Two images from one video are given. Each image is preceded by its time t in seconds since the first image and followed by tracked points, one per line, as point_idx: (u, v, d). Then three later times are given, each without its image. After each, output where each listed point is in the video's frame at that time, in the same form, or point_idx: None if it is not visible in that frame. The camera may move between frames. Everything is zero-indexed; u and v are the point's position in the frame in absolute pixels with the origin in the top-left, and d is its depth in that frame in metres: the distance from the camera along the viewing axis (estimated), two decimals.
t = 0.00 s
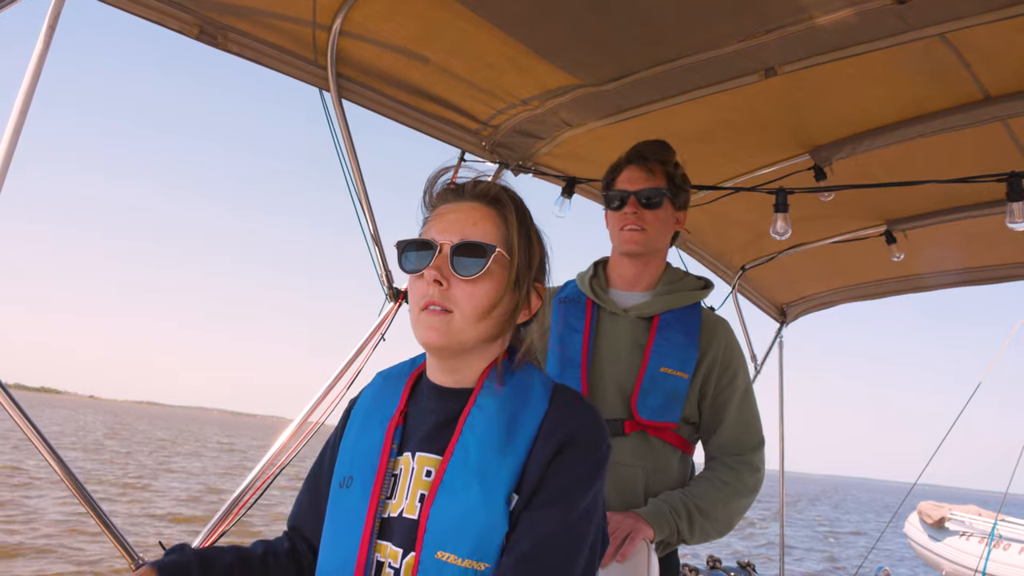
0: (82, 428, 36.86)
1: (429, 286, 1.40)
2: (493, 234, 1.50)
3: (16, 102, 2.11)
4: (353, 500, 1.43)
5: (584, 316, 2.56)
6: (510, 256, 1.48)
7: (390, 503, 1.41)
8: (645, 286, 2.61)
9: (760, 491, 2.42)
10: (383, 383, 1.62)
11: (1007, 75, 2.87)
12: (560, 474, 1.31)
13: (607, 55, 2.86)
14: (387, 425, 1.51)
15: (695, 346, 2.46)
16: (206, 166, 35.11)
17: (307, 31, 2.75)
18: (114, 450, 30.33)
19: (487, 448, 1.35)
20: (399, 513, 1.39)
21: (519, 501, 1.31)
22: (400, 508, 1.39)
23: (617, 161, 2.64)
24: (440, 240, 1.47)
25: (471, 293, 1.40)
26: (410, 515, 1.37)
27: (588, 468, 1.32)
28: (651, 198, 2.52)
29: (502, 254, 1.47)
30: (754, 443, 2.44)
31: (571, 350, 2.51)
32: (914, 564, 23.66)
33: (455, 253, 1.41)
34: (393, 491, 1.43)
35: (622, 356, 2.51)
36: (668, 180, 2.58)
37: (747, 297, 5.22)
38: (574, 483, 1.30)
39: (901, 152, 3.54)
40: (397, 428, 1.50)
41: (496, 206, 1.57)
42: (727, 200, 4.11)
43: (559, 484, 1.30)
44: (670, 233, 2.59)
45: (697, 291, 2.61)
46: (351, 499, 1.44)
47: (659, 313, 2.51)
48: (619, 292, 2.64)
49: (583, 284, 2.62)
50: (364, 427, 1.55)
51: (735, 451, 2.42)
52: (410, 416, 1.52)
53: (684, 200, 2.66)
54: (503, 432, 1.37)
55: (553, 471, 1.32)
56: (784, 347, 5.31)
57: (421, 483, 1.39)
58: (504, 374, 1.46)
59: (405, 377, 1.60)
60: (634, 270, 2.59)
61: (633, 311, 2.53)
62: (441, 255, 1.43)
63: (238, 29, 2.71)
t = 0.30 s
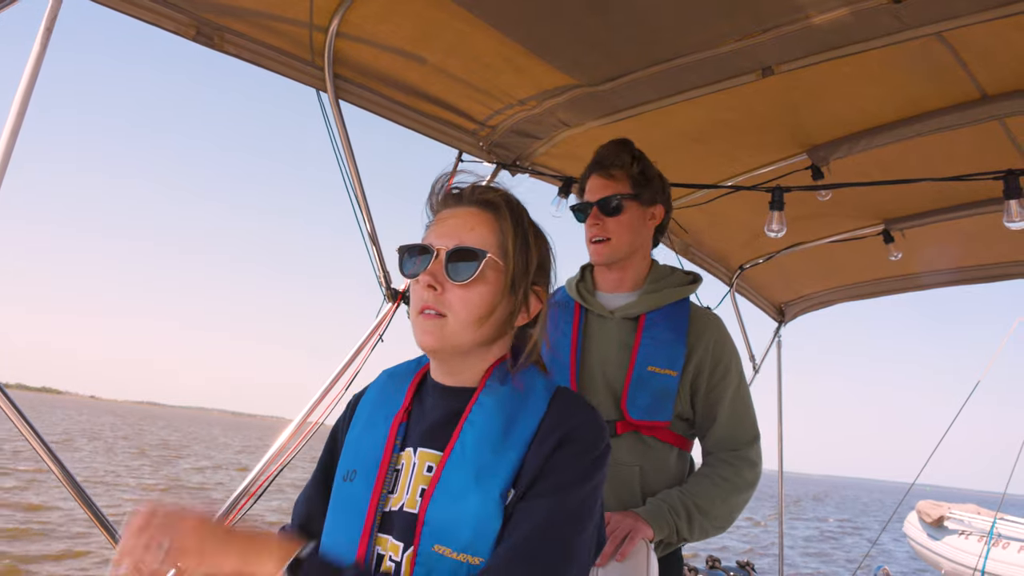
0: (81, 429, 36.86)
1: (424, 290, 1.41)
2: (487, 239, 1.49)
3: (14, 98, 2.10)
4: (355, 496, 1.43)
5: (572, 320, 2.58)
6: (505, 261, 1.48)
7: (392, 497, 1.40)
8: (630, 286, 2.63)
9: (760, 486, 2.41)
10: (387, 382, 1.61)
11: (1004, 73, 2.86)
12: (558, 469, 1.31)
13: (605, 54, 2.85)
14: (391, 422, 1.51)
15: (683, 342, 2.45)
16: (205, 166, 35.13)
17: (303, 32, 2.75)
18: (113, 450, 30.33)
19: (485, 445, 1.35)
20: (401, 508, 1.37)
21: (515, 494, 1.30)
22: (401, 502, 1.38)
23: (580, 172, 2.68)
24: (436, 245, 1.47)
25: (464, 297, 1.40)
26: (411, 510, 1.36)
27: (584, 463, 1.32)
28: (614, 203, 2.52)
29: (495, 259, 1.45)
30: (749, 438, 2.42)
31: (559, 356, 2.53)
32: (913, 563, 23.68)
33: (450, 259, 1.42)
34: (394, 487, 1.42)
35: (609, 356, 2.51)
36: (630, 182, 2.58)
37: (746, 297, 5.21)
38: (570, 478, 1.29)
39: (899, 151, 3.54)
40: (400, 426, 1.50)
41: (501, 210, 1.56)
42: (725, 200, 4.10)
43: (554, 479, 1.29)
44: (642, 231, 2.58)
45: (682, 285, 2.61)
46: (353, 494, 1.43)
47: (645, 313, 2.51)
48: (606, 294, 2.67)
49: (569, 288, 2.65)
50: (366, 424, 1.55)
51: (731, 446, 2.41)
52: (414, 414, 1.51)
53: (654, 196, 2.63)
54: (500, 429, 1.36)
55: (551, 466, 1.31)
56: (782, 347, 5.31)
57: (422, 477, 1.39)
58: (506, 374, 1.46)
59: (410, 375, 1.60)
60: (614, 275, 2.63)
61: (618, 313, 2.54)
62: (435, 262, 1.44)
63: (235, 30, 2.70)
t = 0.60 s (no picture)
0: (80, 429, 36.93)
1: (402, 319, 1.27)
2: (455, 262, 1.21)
3: (14, 97, 2.10)
4: (354, 496, 1.37)
5: (569, 322, 2.60)
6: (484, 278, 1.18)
7: (390, 493, 1.34)
8: (626, 285, 2.63)
9: (761, 482, 2.38)
10: (388, 382, 1.54)
11: (1002, 73, 2.87)
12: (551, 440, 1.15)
13: (602, 54, 2.85)
14: (390, 420, 1.44)
15: (678, 341, 2.45)
16: (204, 168, 35.20)
17: (302, 34, 2.74)
18: (113, 450, 30.41)
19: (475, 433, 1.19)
20: (403, 501, 1.31)
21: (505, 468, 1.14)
22: (403, 497, 1.31)
23: (581, 173, 2.69)
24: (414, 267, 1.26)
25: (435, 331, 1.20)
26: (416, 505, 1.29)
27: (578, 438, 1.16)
28: (614, 203, 2.53)
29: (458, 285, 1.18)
30: (748, 433, 2.40)
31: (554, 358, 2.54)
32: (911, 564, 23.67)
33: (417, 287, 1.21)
34: (394, 483, 1.35)
35: (605, 356, 2.52)
36: (629, 182, 2.59)
37: (744, 298, 5.20)
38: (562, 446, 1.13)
39: (898, 151, 3.53)
40: (400, 422, 1.43)
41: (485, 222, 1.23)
42: (724, 201, 4.09)
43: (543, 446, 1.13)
44: (640, 231, 2.60)
45: (677, 284, 2.61)
46: (353, 494, 1.37)
47: (641, 311, 2.51)
48: (602, 296, 2.67)
49: (567, 292, 2.68)
50: (368, 422, 1.48)
51: (732, 441, 2.39)
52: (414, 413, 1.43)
53: (653, 198, 2.65)
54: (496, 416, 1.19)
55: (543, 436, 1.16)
56: (780, 347, 5.30)
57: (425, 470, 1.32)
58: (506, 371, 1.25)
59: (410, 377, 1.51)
60: (612, 277, 2.63)
61: (612, 312, 2.55)
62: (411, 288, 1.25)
63: (233, 33, 2.70)
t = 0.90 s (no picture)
0: (79, 428, 36.91)
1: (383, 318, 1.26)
2: (432, 256, 1.28)
3: (15, 97, 2.09)
4: (354, 498, 1.36)
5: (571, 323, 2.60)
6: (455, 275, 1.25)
7: (391, 496, 1.33)
8: (629, 288, 2.63)
9: (762, 486, 2.38)
10: (388, 385, 1.54)
11: (1002, 76, 2.87)
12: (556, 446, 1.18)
13: (602, 57, 2.84)
14: (390, 424, 1.43)
15: (679, 343, 2.44)
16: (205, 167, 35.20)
17: (303, 37, 2.74)
18: (112, 449, 30.37)
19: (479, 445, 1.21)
20: (404, 505, 1.31)
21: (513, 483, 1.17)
22: (403, 500, 1.31)
23: (590, 171, 2.69)
24: (397, 268, 1.30)
25: (419, 327, 1.24)
26: (415, 508, 1.29)
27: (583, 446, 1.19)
28: (625, 202, 2.55)
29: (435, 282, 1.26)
30: (749, 434, 2.39)
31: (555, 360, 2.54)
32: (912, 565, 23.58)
33: (398, 285, 1.25)
34: (394, 486, 1.35)
35: (607, 358, 2.52)
36: (640, 183, 2.61)
37: (745, 300, 5.21)
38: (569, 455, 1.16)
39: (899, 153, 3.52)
40: (400, 427, 1.43)
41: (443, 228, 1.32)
42: (725, 203, 4.09)
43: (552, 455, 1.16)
44: (646, 235, 2.62)
45: (678, 286, 2.61)
46: (353, 495, 1.37)
47: (643, 312, 2.51)
48: (603, 298, 2.66)
49: (568, 293, 2.68)
50: (368, 427, 1.48)
51: (733, 444, 2.38)
52: (414, 417, 1.43)
53: (660, 202, 2.67)
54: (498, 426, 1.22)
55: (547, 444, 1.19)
56: (781, 349, 5.30)
57: (424, 475, 1.32)
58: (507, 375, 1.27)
59: (410, 379, 1.51)
60: (614, 277, 2.63)
61: (614, 314, 2.55)
62: (392, 290, 1.27)
63: (234, 35, 2.70)
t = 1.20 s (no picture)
0: (79, 427, 36.89)
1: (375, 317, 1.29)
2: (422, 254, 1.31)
3: (16, 99, 2.09)
4: (355, 500, 1.37)
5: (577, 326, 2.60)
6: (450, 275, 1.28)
7: (392, 499, 1.33)
8: (637, 291, 2.63)
9: (764, 492, 2.38)
10: (390, 387, 1.55)
11: (1003, 79, 2.87)
12: (557, 460, 1.19)
13: (603, 59, 2.84)
14: (391, 427, 1.43)
15: (685, 347, 2.45)
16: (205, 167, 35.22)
17: (303, 40, 2.75)
18: (112, 448, 30.35)
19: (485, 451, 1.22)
20: (404, 508, 1.31)
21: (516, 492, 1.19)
22: (401, 504, 1.32)
23: (599, 172, 2.65)
24: (391, 269, 1.33)
25: (404, 327, 1.27)
26: (415, 509, 1.30)
27: (586, 459, 1.20)
28: (633, 206, 2.52)
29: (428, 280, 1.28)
30: (753, 440, 2.39)
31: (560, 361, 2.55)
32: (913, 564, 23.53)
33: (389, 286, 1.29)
34: (396, 489, 1.35)
35: (613, 360, 2.52)
36: (649, 187, 2.57)
37: (746, 302, 5.21)
38: (572, 469, 1.18)
39: (900, 155, 3.52)
40: (401, 430, 1.43)
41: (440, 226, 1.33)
42: (726, 205, 4.09)
43: (556, 468, 1.18)
44: (655, 237, 2.60)
45: (686, 290, 2.61)
46: (354, 497, 1.38)
47: (651, 316, 2.52)
48: (611, 300, 2.66)
49: (575, 296, 2.67)
50: (370, 430, 1.48)
51: (736, 450, 2.38)
52: (415, 419, 1.44)
53: (668, 203, 2.65)
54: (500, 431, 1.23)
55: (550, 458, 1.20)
56: (781, 351, 5.31)
57: (425, 480, 1.33)
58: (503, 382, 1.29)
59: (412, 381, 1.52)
60: (622, 279, 2.63)
61: (622, 318, 2.55)
62: (384, 290, 1.30)
63: (234, 37, 2.71)
